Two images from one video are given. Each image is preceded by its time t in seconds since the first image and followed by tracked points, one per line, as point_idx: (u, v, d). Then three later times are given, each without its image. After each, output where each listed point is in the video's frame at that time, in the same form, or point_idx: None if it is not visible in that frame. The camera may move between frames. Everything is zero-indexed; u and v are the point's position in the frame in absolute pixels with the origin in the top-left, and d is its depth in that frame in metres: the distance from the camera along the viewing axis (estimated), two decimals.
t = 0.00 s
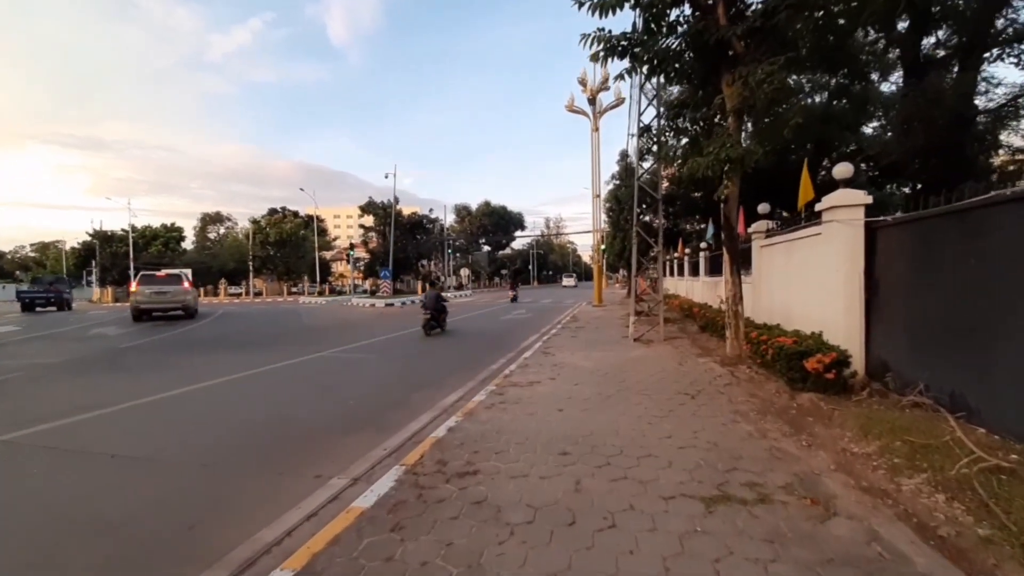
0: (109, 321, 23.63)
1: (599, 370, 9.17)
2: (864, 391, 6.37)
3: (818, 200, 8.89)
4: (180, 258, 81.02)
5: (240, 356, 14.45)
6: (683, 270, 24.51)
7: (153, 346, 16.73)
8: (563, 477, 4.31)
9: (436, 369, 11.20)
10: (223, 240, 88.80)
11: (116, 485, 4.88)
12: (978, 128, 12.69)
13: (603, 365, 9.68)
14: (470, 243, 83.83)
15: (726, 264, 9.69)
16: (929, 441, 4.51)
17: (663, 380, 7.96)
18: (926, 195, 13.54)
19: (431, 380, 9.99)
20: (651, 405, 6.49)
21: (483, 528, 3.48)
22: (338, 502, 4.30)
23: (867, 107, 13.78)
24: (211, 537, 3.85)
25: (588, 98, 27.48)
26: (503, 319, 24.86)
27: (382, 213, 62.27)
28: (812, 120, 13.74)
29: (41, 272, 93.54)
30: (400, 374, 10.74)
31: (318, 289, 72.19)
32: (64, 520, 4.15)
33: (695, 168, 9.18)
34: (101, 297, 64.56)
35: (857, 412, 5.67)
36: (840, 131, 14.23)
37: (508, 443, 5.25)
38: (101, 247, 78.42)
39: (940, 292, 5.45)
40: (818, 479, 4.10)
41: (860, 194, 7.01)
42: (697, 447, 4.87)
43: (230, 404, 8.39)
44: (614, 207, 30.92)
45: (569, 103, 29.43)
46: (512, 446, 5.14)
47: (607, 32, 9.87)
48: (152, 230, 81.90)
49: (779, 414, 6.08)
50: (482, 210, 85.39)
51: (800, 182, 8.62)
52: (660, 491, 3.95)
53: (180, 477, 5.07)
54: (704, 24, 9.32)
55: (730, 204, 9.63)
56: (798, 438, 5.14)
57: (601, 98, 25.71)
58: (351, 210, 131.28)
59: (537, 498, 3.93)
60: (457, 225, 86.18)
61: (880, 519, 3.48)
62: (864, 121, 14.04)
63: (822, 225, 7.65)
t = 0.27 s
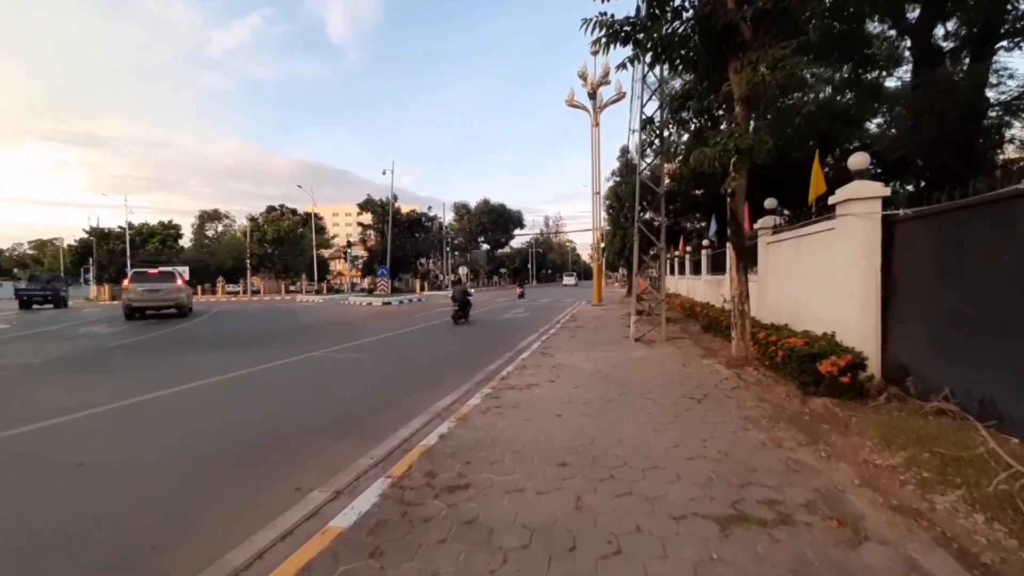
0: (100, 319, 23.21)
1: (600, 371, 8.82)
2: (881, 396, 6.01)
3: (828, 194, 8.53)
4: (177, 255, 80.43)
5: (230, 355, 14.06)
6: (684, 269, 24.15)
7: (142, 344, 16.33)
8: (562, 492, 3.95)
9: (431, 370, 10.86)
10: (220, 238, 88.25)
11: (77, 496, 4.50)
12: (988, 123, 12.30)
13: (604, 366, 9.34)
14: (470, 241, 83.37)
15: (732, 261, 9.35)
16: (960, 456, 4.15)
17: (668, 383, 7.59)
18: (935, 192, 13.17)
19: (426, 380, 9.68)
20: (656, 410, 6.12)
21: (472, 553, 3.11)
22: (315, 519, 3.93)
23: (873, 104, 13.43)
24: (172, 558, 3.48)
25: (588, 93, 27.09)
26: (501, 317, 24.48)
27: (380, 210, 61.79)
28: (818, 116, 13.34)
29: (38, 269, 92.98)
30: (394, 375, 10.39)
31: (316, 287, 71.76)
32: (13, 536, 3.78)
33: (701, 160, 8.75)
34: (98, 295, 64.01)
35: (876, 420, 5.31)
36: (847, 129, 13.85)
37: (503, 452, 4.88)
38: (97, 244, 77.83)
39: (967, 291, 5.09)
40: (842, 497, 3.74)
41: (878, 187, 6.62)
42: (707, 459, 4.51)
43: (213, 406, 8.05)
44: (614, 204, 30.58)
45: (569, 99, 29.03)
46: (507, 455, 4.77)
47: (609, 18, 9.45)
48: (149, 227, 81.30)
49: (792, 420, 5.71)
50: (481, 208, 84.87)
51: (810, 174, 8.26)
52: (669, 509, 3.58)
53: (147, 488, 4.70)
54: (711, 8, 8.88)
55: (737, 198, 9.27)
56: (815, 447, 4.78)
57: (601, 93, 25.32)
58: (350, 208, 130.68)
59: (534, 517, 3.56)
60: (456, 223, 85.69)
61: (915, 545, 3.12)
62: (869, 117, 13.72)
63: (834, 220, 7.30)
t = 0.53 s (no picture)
0: (93, 320, 22.82)
1: (601, 375, 8.42)
2: (903, 404, 5.62)
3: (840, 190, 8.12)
4: (176, 254, 80.00)
5: (221, 357, 13.68)
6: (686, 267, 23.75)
7: (132, 346, 15.95)
8: (561, 518, 3.55)
9: (426, 373, 10.47)
10: (219, 237, 87.81)
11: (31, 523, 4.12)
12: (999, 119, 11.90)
13: (605, 370, 8.93)
14: (469, 240, 82.93)
15: (738, 259, 8.95)
16: (1001, 475, 3.75)
17: (673, 389, 7.19)
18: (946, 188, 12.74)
19: (420, 385, 9.28)
20: (661, 420, 5.73)
21: None
22: (288, 549, 3.55)
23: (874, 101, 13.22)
24: None
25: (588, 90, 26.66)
26: (500, 317, 24.11)
27: (379, 209, 61.33)
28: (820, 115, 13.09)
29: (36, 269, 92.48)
30: (386, 378, 10.00)
31: (315, 286, 71.34)
32: None
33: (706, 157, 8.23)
34: (95, 295, 63.62)
35: (900, 431, 4.91)
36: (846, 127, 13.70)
37: (497, 469, 4.49)
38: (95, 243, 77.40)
39: (1000, 293, 4.68)
40: (873, 525, 3.35)
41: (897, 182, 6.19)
42: (720, 478, 4.11)
43: (194, 415, 7.64)
44: (614, 202, 30.22)
45: (569, 96, 28.58)
46: (501, 473, 4.37)
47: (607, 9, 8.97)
48: (146, 227, 80.82)
49: (808, 431, 5.32)
50: (480, 206, 84.34)
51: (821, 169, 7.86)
52: (681, 541, 3.19)
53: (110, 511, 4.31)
54: None
55: (744, 194, 8.80)
56: (837, 464, 4.38)
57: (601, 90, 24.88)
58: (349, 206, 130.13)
59: (530, 549, 3.17)
60: (455, 222, 85.18)
61: None
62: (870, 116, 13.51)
63: (848, 217, 6.89)
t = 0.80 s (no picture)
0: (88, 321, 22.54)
1: (601, 380, 8.03)
2: (924, 412, 5.23)
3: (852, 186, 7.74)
4: (176, 255, 79.89)
5: (211, 360, 13.32)
6: (689, 268, 23.32)
7: (123, 349, 15.62)
8: (555, 545, 3.17)
9: (420, 377, 10.08)
10: (219, 238, 87.71)
11: None
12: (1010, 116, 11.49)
13: (606, 374, 8.55)
14: (470, 241, 82.61)
15: (744, 259, 8.57)
16: None
17: (677, 395, 6.80)
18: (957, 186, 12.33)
19: (412, 390, 8.88)
20: (666, 429, 5.34)
21: None
22: None
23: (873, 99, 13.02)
24: None
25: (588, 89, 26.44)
26: (500, 318, 23.74)
27: (379, 209, 61.08)
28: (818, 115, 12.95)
29: (35, 270, 92.29)
30: (378, 383, 9.61)
31: (315, 287, 71.02)
32: None
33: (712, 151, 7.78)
34: (95, 296, 63.48)
35: (925, 443, 4.52)
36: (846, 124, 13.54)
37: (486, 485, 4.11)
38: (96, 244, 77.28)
39: None
40: (908, 556, 2.96)
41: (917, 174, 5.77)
42: (731, 496, 3.73)
43: (173, 422, 7.27)
44: (615, 202, 29.96)
45: (569, 94, 28.31)
46: (490, 490, 4.00)
47: None
48: (146, 227, 80.59)
49: (823, 443, 4.94)
50: (481, 206, 83.97)
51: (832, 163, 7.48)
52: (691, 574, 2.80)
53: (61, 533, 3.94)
54: None
55: (750, 190, 8.41)
56: (859, 480, 4.00)
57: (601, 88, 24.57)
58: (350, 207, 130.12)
59: None
60: (457, 223, 84.74)
61: None
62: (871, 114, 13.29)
63: (861, 213, 6.50)
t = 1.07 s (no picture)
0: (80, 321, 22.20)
1: (602, 383, 7.70)
2: (948, 421, 4.90)
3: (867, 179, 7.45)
4: (174, 254, 79.50)
5: (201, 361, 12.97)
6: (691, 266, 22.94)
7: (112, 350, 15.28)
8: None
9: (415, 379, 9.75)
10: (217, 236, 87.27)
11: None
12: None
13: (606, 377, 8.21)
14: (469, 238, 82.22)
15: (752, 256, 8.25)
16: None
17: (682, 400, 6.47)
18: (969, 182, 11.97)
19: (406, 394, 8.53)
20: (671, 440, 5.00)
21: None
22: None
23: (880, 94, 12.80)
24: None
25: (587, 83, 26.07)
26: (499, 317, 23.38)
27: (377, 207, 60.60)
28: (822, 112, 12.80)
29: (34, 268, 91.98)
30: (371, 386, 9.27)
31: (314, 285, 70.67)
32: None
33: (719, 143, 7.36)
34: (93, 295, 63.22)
35: (950, 457, 4.19)
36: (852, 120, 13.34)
37: (476, 504, 3.77)
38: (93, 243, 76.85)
39: None
40: None
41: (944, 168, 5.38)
42: (745, 519, 3.40)
43: (153, 427, 6.93)
44: (615, 199, 29.60)
45: (568, 90, 27.91)
46: (481, 511, 3.66)
47: None
48: (144, 225, 80.13)
49: (840, 454, 4.60)
50: (480, 204, 83.45)
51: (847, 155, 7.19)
52: None
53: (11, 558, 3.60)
54: None
55: (758, 184, 8.05)
56: (884, 500, 3.67)
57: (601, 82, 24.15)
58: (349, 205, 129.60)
59: None
60: (456, 220, 84.19)
61: None
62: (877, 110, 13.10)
63: (879, 207, 6.17)
